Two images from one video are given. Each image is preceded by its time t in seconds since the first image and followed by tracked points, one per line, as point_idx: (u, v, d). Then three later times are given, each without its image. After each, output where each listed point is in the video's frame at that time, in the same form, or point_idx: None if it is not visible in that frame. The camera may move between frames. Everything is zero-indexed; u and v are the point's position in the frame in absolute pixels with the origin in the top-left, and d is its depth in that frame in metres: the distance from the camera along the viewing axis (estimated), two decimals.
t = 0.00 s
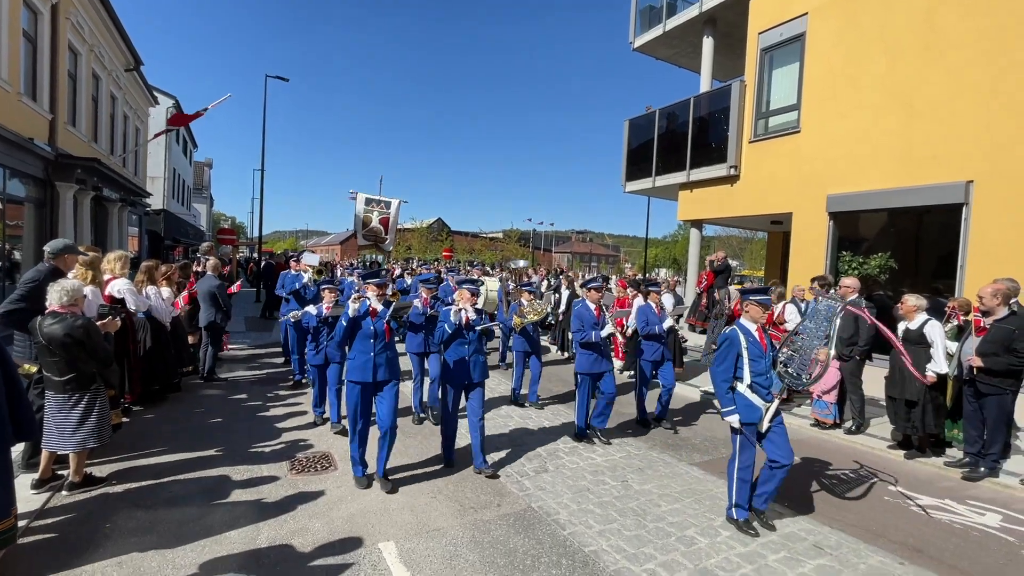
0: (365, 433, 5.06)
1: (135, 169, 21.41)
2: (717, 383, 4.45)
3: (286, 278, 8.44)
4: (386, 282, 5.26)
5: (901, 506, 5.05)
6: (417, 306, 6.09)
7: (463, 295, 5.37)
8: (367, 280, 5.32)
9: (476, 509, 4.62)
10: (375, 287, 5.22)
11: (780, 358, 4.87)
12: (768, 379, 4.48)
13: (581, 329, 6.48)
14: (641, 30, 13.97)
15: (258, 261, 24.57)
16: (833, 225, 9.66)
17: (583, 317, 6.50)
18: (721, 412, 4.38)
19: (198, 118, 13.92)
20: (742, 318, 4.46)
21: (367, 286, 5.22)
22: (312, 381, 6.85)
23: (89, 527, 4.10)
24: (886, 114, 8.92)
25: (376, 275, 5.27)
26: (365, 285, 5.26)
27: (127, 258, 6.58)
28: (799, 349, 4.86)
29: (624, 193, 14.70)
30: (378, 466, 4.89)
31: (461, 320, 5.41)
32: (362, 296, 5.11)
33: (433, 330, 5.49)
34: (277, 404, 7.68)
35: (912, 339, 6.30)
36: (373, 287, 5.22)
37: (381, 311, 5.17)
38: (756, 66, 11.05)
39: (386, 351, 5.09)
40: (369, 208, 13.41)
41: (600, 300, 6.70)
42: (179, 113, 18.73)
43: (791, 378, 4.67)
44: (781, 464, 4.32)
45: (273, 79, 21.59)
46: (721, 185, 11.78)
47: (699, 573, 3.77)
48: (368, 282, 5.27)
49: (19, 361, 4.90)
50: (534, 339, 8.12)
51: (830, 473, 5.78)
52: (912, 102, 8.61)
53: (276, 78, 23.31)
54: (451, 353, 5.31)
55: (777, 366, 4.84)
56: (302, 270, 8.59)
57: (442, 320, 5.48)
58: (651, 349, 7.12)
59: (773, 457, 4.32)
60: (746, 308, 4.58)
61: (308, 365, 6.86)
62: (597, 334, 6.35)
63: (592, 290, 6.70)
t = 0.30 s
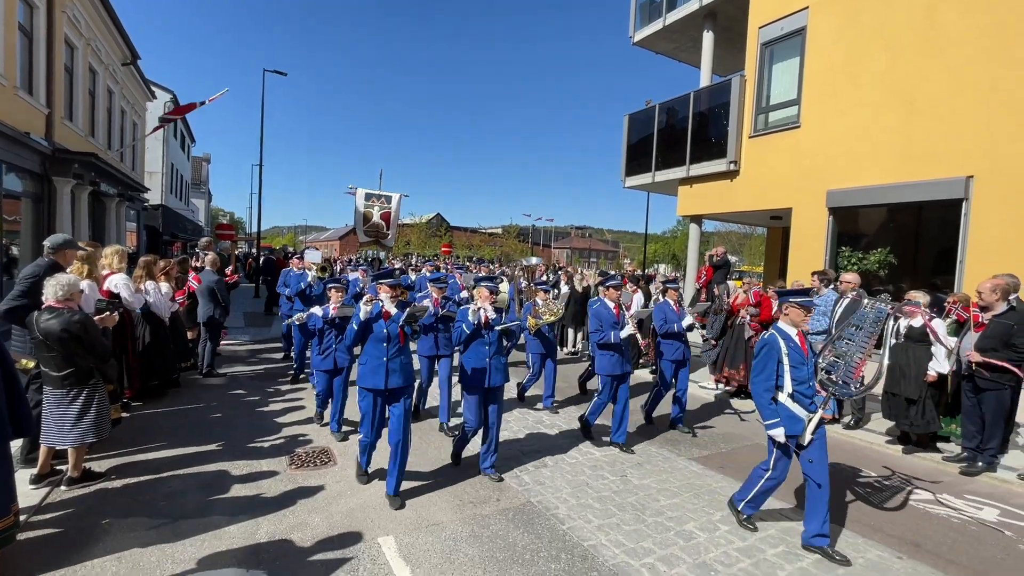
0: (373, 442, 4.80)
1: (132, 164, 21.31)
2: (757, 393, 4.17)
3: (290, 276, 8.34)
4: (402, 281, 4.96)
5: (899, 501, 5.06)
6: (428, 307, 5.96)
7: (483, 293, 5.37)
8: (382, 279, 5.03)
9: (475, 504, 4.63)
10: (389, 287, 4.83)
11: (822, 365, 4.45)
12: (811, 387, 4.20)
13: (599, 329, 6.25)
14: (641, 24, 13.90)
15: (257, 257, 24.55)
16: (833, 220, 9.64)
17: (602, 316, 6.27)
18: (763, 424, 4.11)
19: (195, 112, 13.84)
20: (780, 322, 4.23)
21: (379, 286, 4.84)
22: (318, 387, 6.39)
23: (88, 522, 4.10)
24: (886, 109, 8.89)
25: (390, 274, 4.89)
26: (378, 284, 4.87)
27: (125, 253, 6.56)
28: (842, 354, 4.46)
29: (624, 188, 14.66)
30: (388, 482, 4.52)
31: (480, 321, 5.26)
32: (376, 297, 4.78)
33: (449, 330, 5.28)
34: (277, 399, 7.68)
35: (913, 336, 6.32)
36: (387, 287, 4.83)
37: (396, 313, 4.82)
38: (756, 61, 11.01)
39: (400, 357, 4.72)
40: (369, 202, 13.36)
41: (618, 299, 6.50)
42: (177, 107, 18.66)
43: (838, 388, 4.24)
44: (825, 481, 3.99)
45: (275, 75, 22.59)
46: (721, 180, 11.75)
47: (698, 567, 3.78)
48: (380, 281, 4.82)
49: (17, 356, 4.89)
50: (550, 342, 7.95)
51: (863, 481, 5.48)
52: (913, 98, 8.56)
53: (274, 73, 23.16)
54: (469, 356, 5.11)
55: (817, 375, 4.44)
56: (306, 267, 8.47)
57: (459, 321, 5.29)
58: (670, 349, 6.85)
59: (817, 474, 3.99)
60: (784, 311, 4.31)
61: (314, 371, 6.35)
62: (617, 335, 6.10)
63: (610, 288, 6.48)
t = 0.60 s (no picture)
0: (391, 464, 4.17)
1: (130, 159, 21.25)
2: (792, 394, 3.89)
3: (295, 272, 8.24)
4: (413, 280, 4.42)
5: (897, 496, 5.07)
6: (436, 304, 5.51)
7: (498, 295, 4.75)
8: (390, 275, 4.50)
9: (474, 498, 4.64)
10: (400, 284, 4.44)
11: (868, 365, 4.59)
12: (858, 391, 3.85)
13: (618, 326, 5.93)
14: (641, 18, 13.83)
15: (256, 252, 24.52)
16: (832, 216, 9.63)
17: (621, 315, 5.94)
18: (792, 425, 3.88)
19: (192, 106, 13.77)
20: (825, 320, 3.89)
21: (391, 283, 4.45)
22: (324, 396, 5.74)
23: (88, 518, 4.10)
24: (887, 104, 8.86)
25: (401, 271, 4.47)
26: (388, 281, 4.44)
27: (123, 248, 6.54)
28: (892, 355, 4.52)
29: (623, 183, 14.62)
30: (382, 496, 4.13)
31: (496, 323, 4.72)
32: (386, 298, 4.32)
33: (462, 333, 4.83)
34: (277, 394, 7.69)
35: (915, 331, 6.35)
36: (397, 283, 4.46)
37: (408, 312, 4.44)
38: (756, 55, 10.96)
39: (413, 358, 4.42)
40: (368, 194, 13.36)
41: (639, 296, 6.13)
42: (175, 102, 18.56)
43: (886, 389, 4.40)
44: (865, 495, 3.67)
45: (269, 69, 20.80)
46: (721, 175, 11.72)
47: (696, 561, 3.79)
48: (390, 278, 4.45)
49: (16, 352, 4.88)
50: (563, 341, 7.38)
51: (901, 488, 5.22)
52: (914, 92, 8.52)
53: (272, 67, 23.03)
54: (486, 361, 4.73)
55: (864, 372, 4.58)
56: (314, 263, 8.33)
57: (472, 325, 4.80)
58: (689, 348, 6.57)
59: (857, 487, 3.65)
60: (829, 307, 3.96)
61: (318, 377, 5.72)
62: (636, 335, 5.81)
63: (630, 285, 6.11)
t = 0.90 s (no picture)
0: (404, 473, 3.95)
1: (127, 154, 21.16)
2: (840, 401, 3.58)
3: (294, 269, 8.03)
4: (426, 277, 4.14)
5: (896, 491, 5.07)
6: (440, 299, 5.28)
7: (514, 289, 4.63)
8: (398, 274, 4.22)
9: (473, 494, 4.64)
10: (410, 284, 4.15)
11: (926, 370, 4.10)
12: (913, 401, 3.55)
13: (637, 326, 5.61)
14: (641, 13, 13.75)
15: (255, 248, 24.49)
16: (831, 211, 9.61)
17: (640, 314, 5.66)
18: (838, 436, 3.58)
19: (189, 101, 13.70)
20: (874, 321, 3.65)
21: (400, 283, 4.17)
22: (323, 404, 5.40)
23: (87, 513, 4.10)
24: (888, 99, 8.82)
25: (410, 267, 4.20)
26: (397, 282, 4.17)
27: (122, 243, 6.51)
28: (950, 360, 4.15)
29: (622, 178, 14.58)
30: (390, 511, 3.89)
31: (511, 321, 4.58)
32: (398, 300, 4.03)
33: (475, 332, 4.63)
34: (276, 389, 7.68)
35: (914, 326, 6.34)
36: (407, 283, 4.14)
37: (419, 316, 4.16)
38: (756, 50, 10.90)
39: (426, 366, 4.15)
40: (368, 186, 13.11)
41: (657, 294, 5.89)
42: (172, 97, 18.45)
43: (947, 397, 3.86)
44: (908, 524, 3.42)
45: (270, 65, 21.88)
46: (720, 171, 11.69)
47: (695, 556, 3.80)
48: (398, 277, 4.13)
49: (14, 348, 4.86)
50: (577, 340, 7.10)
51: (941, 500, 4.93)
52: (916, 86, 8.47)
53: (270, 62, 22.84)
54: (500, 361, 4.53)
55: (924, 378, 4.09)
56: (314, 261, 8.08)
57: (486, 323, 4.61)
58: (708, 348, 6.28)
59: (897, 512, 3.42)
60: (881, 308, 3.68)
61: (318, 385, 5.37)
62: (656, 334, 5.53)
63: (649, 282, 5.88)
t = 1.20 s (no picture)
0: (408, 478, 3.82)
1: (125, 150, 21.08)
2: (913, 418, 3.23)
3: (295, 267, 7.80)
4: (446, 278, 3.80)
5: (893, 485, 5.11)
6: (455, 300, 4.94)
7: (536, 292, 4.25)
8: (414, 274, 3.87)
9: (473, 489, 4.66)
10: (428, 285, 3.81)
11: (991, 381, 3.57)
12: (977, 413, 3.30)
13: (661, 330, 5.25)
14: (641, 8, 13.70)
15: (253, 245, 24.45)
16: (830, 208, 9.62)
17: (664, 316, 5.28)
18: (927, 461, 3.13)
19: (187, 96, 13.62)
20: (938, 326, 3.36)
21: (416, 284, 3.80)
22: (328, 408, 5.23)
23: (87, 509, 4.11)
24: (887, 95, 8.81)
25: (428, 266, 3.83)
26: (413, 283, 3.80)
27: (121, 240, 6.50)
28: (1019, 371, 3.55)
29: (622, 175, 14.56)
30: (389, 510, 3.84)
31: (533, 327, 4.23)
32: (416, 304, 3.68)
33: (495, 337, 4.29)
34: (276, 386, 7.69)
35: (913, 321, 6.36)
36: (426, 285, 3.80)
37: (439, 321, 3.81)
38: (756, 45, 10.88)
39: (444, 375, 3.83)
40: (371, 179, 12.42)
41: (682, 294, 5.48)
42: (168, 92, 18.36)
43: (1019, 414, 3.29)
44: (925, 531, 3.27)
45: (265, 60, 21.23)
46: (720, 167, 11.68)
47: (694, 551, 3.82)
48: (416, 277, 3.79)
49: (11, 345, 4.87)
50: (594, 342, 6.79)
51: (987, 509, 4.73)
52: (916, 82, 8.45)
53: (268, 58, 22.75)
54: (521, 370, 4.18)
55: (980, 391, 3.58)
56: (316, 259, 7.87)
57: (507, 328, 4.26)
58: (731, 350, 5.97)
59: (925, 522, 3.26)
60: (942, 311, 3.37)
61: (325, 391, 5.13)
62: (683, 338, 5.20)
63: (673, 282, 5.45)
